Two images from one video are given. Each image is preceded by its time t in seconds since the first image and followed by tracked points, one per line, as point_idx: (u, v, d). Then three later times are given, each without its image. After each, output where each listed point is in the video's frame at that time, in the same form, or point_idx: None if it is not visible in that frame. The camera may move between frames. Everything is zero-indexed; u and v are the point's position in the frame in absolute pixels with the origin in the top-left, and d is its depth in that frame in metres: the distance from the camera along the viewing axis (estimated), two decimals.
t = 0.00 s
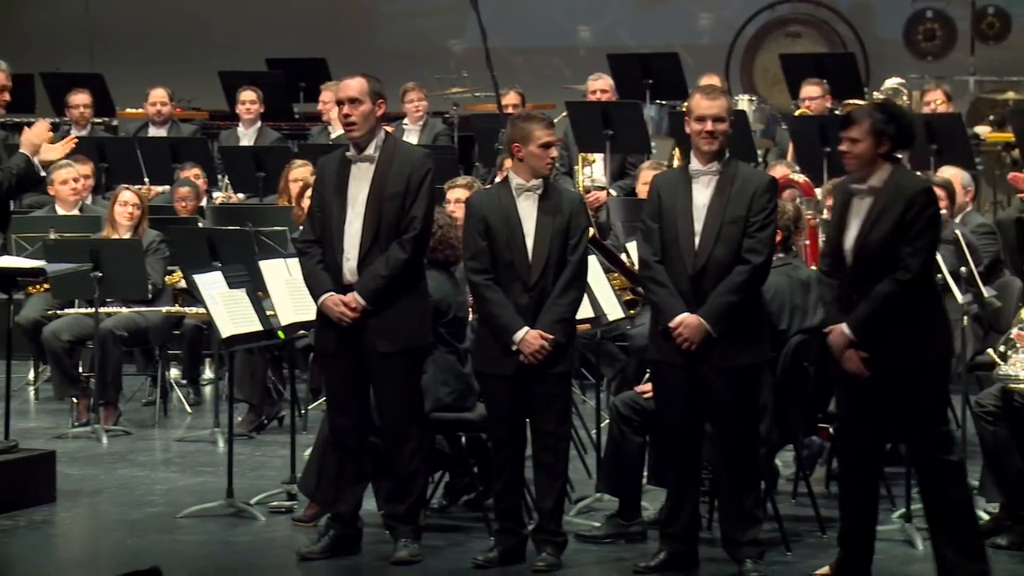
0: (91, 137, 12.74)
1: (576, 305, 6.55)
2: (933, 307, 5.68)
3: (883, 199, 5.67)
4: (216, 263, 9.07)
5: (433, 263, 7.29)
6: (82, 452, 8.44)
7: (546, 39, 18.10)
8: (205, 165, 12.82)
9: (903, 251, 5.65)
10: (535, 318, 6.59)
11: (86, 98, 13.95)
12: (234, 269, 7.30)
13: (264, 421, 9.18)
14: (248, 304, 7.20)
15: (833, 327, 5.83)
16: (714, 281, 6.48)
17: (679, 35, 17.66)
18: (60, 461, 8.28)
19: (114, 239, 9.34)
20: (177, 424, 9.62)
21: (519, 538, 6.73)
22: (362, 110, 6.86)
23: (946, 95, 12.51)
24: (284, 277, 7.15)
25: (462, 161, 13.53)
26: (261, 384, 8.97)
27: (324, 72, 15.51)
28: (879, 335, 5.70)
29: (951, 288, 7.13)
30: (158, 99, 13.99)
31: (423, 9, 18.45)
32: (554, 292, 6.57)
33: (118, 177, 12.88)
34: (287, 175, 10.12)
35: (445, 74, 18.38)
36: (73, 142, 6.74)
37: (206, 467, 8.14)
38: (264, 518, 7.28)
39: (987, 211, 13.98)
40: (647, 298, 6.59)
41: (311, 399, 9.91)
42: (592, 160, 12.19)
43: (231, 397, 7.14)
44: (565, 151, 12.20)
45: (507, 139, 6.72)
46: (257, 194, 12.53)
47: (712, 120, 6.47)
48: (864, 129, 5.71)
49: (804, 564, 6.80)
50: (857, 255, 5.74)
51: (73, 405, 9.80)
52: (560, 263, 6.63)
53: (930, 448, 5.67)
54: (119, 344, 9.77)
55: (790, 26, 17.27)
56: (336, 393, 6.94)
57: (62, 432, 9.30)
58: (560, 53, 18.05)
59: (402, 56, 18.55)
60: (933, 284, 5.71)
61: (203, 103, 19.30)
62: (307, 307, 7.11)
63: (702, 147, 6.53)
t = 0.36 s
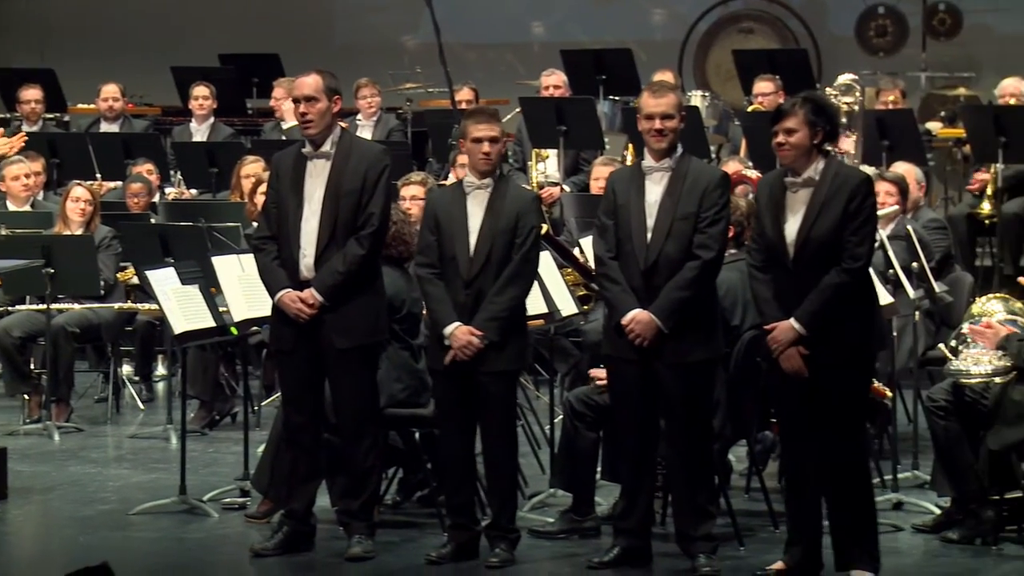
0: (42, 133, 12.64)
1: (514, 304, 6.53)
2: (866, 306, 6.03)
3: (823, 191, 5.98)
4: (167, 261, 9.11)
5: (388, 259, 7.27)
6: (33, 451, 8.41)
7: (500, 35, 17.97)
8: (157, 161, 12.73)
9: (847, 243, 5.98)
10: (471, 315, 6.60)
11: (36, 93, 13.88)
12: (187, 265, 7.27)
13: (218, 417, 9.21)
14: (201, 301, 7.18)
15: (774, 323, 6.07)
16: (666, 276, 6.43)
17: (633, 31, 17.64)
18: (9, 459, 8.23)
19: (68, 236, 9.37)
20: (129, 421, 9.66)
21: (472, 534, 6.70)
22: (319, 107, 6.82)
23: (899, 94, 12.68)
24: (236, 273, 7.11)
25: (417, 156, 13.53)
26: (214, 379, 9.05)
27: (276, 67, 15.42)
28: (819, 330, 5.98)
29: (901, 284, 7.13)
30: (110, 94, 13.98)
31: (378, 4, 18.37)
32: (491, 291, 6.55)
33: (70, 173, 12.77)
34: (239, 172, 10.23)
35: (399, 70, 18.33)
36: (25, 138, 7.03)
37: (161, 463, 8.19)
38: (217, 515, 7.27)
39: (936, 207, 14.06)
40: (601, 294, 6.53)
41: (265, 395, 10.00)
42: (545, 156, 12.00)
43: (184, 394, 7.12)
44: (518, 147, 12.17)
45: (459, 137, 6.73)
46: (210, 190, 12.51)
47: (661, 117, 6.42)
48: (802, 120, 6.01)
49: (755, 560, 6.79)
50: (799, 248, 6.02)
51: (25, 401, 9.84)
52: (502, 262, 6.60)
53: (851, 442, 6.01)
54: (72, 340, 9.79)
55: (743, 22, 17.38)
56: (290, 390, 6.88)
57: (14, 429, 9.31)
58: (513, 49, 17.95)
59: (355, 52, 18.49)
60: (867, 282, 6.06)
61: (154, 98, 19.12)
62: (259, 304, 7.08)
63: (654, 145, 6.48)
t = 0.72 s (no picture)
0: None
1: (446, 300, 6.52)
2: (821, 305, 6.01)
3: (782, 186, 5.98)
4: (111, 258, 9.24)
5: (335, 255, 7.26)
6: None
7: (443, 32, 18.02)
8: (101, 157, 12.66)
9: (803, 238, 5.97)
10: (406, 310, 6.60)
11: None
12: (131, 261, 7.23)
13: (162, 413, 9.37)
14: (145, 297, 7.16)
15: (728, 317, 6.07)
16: (609, 271, 6.41)
17: (577, 28, 17.67)
18: None
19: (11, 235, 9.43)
20: (73, 418, 9.71)
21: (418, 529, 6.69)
22: (265, 103, 6.74)
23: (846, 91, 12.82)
24: (181, 269, 7.08)
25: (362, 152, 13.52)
26: (157, 374, 9.20)
27: (219, 63, 15.34)
28: (771, 326, 5.98)
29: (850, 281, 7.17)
30: (53, 90, 13.93)
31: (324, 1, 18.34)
32: (425, 287, 6.55)
33: (13, 170, 12.69)
34: (182, 168, 10.18)
35: (343, 66, 18.30)
36: None
37: (104, 460, 8.25)
38: (161, 512, 7.27)
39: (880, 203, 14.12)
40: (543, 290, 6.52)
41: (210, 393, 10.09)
42: (492, 152, 12.05)
43: (128, 391, 7.10)
44: (464, 143, 12.46)
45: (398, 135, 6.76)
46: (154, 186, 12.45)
47: (593, 110, 6.45)
48: (767, 116, 6.03)
49: (700, 556, 6.79)
50: (754, 244, 6.02)
51: None
52: (439, 255, 6.60)
53: (801, 437, 6.02)
54: (16, 337, 9.87)
55: (688, 19, 17.42)
56: (236, 386, 6.82)
57: None
58: (459, 45, 17.99)
59: (300, 48, 18.43)
60: (823, 281, 6.04)
61: (98, 94, 19.00)
62: (203, 301, 7.05)
63: (589, 139, 6.51)
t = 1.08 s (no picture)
0: None
1: (440, 298, 6.51)
2: (818, 307, 6.03)
3: (782, 185, 5.98)
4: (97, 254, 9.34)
5: (320, 251, 7.30)
6: None
7: (428, 28, 18.01)
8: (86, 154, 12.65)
9: (805, 237, 5.98)
10: (399, 308, 6.60)
11: None
12: (116, 257, 7.23)
13: (148, 409, 9.47)
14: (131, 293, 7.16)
15: (727, 316, 6.03)
16: (593, 266, 6.40)
17: (561, 24, 17.70)
18: None
19: None
20: (59, 413, 9.73)
21: (404, 526, 6.68)
22: (249, 98, 6.75)
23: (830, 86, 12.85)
24: (167, 265, 7.08)
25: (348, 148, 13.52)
26: (144, 369, 9.29)
27: (205, 59, 15.33)
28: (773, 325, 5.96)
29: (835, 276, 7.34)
30: (37, 86, 13.94)
31: None
32: (418, 285, 6.54)
33: None
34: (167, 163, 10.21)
35: (328, 62, 18.30)
36: None
37: (89, 456, 8.28)
38: (148, 508, 7.28)
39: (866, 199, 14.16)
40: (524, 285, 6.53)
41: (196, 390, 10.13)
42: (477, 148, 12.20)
43: (115, 386, 7.10)
44: (449, 140, 12.71)
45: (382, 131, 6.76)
46: (139, 181, 12.43)
47: (573, 105, 6.44)
48: (775, 114, 6.01)
49: (687, 551, 6.77)
50: (754, 242, 6.01)
51: None
52: (428, 253, 6.60)
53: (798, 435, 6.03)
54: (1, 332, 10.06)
55: (672, 14, 17.46)
56: (223, 381, 6.81)
57: None
58: (443, 41, 17.99)
59: (286, 45, 18.43)
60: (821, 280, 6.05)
61: (83, 90, 18.98)
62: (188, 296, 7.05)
63: (569, 135, 6.49)
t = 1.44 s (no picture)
0: None
1: (437, 297, 6.50)
2: (810, 305, 6.03)
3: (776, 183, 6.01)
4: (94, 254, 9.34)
5: (317, 251, 7.31)
6: None
7: (427, 28, 18.01)
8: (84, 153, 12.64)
9: (798, 236, 5.99)
10: (396, 306, 6.59)
11: None
12: (115, 257, 7.23)
13: (146, 409, 9.48)
14: (129, 293, 7.16)
15: (718, 312, 6.03)
16: (591, 266, 6.40)
17: (560, 23, 17.70)
18: None
19: None
20: (56, 413, 9.72)
21: (402, 525, 6.68)
22: (247, 98, 6.74)
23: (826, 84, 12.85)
24: (165, 266, 7.09)
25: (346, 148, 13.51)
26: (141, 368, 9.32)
27: (203, 59, 15.32)
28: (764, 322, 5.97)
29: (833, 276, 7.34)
30: (35, 86, 13.93)
31: None
32: (415, 285, 6.53)
33: None
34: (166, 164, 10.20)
35: (328, 62, 18.29)
36: None
37: (88, 456, 8.29)
38: (146, 508, 7.27)
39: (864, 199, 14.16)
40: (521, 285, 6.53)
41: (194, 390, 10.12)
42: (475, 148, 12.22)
43: (112, 386, 7.09)
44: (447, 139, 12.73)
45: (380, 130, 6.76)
46: (137, 181, 12.43)
47: (568, 107, 6.45)
48: (771, 113, 6.02)
49: (685, 550, 6.77)
50: (748, 239, 6.03)
51: None
52: (426, 253, 6.60)
53: (791, 432, 6.03)
54: None
55: (670, 14, 17.47)
56: (219, 381, 6.80)
57: None
58: (442, 40, 17.98)
59: (284, 45, 18.42)
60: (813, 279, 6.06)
61: (82, 90, 18.96)
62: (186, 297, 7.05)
63: (565, 135, 6.50)
